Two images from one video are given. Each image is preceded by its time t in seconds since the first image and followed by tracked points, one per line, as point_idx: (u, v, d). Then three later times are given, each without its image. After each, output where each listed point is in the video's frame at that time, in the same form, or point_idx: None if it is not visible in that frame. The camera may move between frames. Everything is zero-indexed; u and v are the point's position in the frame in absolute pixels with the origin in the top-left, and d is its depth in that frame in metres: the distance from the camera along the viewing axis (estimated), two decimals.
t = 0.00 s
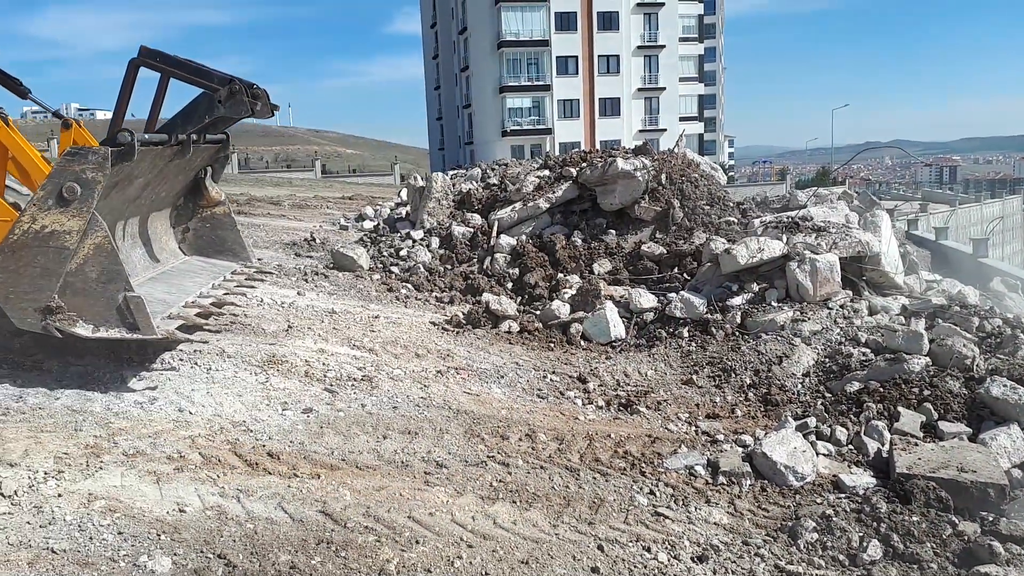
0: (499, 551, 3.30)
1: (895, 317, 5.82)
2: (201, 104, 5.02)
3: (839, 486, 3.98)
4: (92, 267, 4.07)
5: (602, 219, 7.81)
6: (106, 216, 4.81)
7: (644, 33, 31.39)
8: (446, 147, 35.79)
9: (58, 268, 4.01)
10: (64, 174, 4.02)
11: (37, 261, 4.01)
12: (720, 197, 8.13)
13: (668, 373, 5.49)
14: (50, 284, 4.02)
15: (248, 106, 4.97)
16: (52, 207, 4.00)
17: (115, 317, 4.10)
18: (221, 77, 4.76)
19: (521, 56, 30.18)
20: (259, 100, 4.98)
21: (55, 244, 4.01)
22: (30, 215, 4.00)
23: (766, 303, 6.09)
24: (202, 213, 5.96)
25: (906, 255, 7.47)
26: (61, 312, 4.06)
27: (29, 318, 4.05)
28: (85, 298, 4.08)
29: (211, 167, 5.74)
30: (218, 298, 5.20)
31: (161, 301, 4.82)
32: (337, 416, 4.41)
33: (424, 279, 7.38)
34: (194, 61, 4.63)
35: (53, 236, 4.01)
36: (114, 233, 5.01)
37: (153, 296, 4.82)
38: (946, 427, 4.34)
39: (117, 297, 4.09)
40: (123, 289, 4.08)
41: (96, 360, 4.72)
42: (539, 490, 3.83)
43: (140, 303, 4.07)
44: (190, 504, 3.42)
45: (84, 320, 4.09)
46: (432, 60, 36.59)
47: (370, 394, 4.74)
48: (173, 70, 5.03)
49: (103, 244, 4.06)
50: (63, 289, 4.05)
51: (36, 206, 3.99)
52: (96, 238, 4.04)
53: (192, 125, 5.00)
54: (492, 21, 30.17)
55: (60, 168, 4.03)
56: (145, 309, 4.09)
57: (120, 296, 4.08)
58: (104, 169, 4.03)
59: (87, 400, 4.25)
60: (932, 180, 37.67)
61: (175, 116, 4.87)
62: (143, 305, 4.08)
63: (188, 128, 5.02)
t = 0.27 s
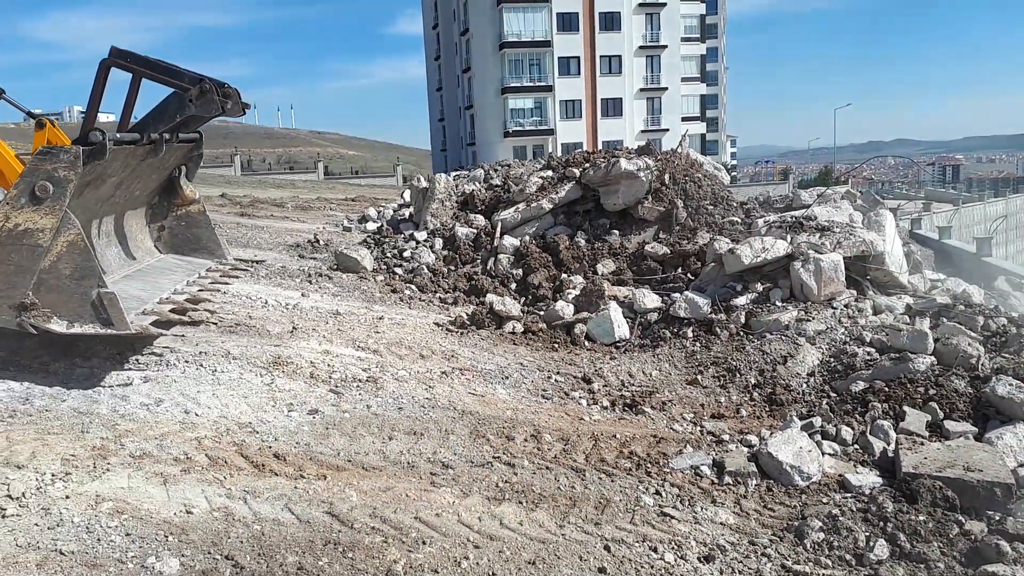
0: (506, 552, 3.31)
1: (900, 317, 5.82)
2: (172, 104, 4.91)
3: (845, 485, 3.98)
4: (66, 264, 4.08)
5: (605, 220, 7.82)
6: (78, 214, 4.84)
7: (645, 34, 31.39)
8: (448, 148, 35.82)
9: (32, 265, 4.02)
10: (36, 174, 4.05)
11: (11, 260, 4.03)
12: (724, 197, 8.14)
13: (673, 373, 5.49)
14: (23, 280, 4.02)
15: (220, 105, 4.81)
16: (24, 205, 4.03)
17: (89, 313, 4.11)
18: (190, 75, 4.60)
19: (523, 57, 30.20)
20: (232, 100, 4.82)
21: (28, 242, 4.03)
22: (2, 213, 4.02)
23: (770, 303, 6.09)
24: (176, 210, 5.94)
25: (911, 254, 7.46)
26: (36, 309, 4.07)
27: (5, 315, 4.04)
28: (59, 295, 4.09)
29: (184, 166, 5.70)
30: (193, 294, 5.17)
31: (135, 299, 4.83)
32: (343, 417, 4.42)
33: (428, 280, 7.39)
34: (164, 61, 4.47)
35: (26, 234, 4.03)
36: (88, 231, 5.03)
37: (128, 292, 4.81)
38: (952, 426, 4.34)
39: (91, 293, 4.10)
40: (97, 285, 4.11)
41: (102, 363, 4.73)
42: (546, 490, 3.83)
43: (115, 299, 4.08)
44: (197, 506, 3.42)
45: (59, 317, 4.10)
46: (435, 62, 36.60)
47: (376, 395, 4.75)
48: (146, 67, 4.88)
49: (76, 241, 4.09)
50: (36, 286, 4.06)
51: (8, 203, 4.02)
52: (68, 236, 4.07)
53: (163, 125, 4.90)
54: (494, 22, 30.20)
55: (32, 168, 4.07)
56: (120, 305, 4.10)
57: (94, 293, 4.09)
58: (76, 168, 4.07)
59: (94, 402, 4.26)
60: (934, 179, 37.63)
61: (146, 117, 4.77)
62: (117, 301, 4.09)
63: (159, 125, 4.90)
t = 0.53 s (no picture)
0: (512, 554, 3.31)
1: (905, 319, 5.81)
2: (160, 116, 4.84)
3: (851, 488, 3.97)
4: (51, 279, 4.05)
5: (609, 222, 7.83)
6: (64, 229, 4.76)
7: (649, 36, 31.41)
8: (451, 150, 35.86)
9: (14, 279, 3.99)
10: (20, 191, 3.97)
11: None
12: (728, 200, 8.14)
13: (677, 376, 5.49)
14: (5, 295, 4.00)
15: (208, 119, 4.71)
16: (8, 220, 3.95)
17: (73, 326, 4.10)
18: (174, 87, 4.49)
19: (526, 60, 30.25)
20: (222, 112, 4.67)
21: (13, 257, 3.97)
22: None
23: (774, 305, 6.09)
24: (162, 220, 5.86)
25: (915, 257, 7.45)
26: (20, 322, 4.07)
27: None
28: (42, 308, 4.07)
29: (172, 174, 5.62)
30: (177, 307, 5.12)
31: (120, 309, 4.78)
32: (348, 419, 4.42)
33: (432, 282, 7.39)
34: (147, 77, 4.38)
35: (11, 249, 3.97)
36: (73, 244, 4.95)
37: (110, 304, 4.74)
38: (957, 429, 4.33)
39: (75, 307, 4.08)
40: (81, 300, 4.07)
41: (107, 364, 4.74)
42: (551, 492, 3.83)
43: (97, 314, 4.07)
44: (203, 508, 3.43)
45: (44, 329, 4.10)
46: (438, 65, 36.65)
47: (381, 397, 4.76)
48: (133, 82, 4.82)
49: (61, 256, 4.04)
50: (19, 299, 4.04)
51: None
52: (53, 250, 4.03)
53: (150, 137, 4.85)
54: (497, 25, 30.26)
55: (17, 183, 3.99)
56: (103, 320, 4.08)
57: (77, 307, 4.07)
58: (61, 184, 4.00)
59: (99, 405, 4.27)
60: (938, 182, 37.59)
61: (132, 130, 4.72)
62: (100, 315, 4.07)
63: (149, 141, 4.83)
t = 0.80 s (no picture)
0: (522, 555, 3.31)
1: (915, 321, 5.79)
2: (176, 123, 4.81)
3: (861, 490, 3.96)
4: (69, 286, 4.11)
5: (618, 223, 7.82)
6: (80, 236, 4.77)
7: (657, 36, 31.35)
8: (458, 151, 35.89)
9: (32, 286, 4.07)
10: (40, 198, 4.04)
11: (15, 279, 4.07)
12: (737, 200, 8.12)
13: (687, 377, 5.48)
14: (24, 301, 4.07)
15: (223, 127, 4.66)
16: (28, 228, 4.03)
17: (90, 333, 4.16)
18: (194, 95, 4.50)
19: (534, 61, 30.26)
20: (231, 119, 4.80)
21: (31, 263, 4.05)
22: (5, 234, 4.01)
23: (784, 306, 6.08)
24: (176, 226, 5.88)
25: (926, 257, 7.42)
26: (37, 328, 4.13)
27: (6, 333, 4.12)
28: (60, 315, 4.13)
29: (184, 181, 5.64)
30: (190, 313, 5.21)
31: (134, 315, 4.83)
32: (357, 419, 4.43)
33: (440, 282, 7.40)
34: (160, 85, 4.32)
35: (29, 256, 4.04)
36: (89, 250, 4.96)
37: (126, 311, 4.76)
38: (968, 431, 4.31)
39: (92, 314, 4.14)
40: (98, 307, 4.14)
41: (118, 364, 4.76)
42: (561, 493, 3.83)
43: (115, 322, 4.13)
44: (214, 507, 3.44)
45: (60, 336, 4.15)
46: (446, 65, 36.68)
47: (390, 397, 4.77)
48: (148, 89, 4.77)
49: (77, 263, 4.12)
50: (37, 306, 4.10)
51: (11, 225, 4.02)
52: (70, 258, 4.09)
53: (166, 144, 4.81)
54: (505, 25, 30.27)
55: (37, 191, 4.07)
56: (120, 329, 4.14)
57: (94, 314, 4.14)
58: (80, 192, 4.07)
59: (110, 404, 4.29)
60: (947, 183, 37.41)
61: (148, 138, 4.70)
62: (116, 323, 4.13)
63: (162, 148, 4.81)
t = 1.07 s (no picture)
0: (531, 554, 3.31)
1: (925, 320, 5.77)
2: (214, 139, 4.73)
3: (871, 490, 3.94)
4: (109, 304, 4.12)
5: (625, 222, 7.82)
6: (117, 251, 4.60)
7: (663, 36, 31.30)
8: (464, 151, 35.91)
9: (76, 303, 4.07)
10: (83, 215, 4.02)
11: (56, 296, 4.06)
12: (745, 199, 8.09)
13: (695, 377, 5.47)
14: (67, 318, 4.08)
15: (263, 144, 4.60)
16: (72, 245, 4.02)
17: (129, 350, 4.21)
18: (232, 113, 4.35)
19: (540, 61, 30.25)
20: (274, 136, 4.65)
21: (73, 280, 4.06)
22: (48, 251, 4.02)
23: (793, 305, 6.06)
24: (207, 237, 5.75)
25: (934, 256, 7.39)
26: (78, 345, 4.14)
27: (46, 349, 4.12)
28: (100, 331, 4.16)
29: (218, 191, 5.48)
30: (228, 329, 5.21)
31: (169, 329, 4.83)
32: (366, 419, 4.44)
33: (448, 282, 7.41)
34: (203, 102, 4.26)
35: (71, 273, 4.04)
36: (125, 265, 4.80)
37: (161, 324, 4.77)
38: (978, 430, 4.29)
39: (131, 331, 4.17)
40: (138, 324, 4.17)
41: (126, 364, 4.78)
42: (569, 493, 3.83)
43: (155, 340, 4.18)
44: (224, 506, 3.45)
45: (100, 353, 4.18)
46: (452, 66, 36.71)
47: (398, 397, 4.77)
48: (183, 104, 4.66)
49: (120, 281, 4.11)
50: (78, 323, 4.11)
51: (54, 241, 4.02)
52: (111, 275, 4.09)
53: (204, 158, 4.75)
54: (511, 25, 30.26)
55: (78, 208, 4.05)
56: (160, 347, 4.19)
57: (134, 331, 4.17)
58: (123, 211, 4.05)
59: (120, 403, 4.31)
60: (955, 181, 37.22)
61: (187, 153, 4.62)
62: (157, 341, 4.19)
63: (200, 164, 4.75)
